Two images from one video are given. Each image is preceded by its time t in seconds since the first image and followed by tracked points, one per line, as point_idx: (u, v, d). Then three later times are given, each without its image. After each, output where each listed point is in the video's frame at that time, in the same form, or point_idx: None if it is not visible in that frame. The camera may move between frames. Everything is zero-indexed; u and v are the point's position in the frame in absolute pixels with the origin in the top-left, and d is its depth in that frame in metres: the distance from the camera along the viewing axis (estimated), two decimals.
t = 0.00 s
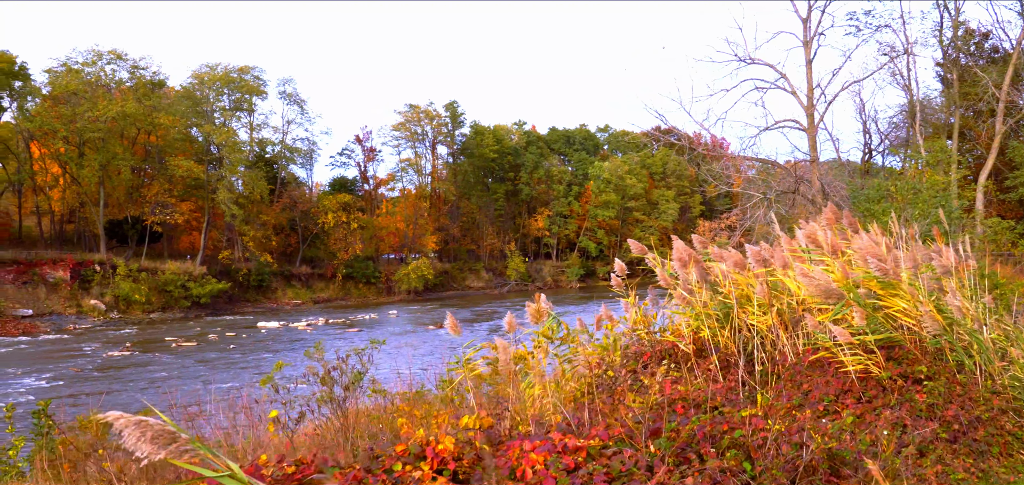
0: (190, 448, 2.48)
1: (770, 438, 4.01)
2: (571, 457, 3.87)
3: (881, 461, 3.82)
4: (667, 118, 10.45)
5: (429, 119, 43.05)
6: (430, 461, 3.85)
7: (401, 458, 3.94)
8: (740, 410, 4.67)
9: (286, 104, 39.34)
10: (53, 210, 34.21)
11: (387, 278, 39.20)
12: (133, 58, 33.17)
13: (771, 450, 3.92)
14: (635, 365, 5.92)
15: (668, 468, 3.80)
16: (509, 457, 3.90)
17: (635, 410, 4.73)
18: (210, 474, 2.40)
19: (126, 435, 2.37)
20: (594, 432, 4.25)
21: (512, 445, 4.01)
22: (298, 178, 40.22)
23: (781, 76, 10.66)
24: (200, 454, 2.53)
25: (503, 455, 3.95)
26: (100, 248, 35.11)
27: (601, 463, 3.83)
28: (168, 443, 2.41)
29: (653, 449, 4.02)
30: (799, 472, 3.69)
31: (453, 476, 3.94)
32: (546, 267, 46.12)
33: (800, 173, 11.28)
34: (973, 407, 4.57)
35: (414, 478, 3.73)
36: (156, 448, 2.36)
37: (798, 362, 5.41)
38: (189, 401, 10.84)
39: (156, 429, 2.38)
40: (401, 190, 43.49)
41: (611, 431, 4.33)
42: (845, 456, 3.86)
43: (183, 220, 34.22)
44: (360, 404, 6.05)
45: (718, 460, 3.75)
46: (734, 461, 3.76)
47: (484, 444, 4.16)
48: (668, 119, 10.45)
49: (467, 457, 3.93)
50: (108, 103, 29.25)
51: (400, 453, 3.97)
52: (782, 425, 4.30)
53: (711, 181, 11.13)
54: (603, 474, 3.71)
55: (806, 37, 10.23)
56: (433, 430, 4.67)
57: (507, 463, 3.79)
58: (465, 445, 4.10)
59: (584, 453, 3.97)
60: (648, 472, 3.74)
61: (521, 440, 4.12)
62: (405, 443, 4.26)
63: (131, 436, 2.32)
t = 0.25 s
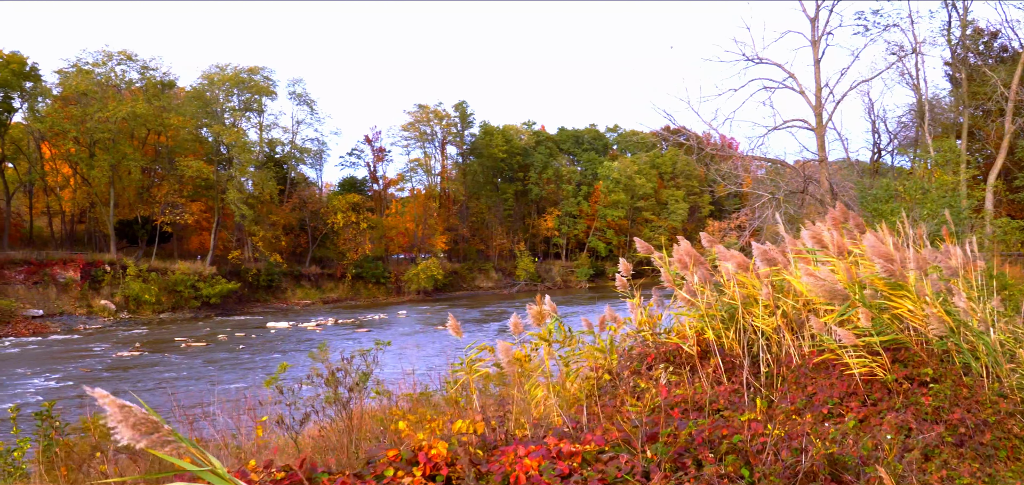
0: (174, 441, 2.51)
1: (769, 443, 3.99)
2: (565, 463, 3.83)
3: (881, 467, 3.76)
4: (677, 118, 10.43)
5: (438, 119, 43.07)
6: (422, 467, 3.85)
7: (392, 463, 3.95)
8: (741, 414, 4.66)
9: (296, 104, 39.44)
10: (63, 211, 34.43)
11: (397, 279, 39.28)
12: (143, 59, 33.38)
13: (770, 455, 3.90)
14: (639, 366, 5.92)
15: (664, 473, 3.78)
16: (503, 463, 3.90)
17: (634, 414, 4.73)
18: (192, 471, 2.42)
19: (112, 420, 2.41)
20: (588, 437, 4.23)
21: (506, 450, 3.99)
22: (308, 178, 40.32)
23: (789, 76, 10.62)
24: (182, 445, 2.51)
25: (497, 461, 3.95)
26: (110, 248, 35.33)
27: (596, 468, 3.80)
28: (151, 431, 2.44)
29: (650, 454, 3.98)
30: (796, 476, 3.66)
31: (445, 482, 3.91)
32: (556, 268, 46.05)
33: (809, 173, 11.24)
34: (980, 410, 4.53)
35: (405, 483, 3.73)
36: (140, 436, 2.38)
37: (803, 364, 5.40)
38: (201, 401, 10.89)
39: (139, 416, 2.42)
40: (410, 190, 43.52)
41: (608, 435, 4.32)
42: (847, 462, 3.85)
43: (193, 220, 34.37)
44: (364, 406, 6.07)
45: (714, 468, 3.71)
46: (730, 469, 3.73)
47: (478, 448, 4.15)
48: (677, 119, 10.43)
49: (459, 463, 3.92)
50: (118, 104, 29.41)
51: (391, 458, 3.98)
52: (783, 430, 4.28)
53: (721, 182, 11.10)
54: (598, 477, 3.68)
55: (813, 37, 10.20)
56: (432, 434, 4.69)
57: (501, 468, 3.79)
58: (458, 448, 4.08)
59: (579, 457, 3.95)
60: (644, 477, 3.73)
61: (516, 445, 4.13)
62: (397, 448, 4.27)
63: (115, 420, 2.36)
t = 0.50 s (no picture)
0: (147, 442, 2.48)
1: (767, 448, 3.98)
2: (558, 469, 3.81)
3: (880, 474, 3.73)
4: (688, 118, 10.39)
5: (449, 119, 43.07)
6: (414, 472, 3.86)
7: (383, 468, 3.96)
8: (741, 419, 4.65)
9: (307, 104, 39.51)
10: (76, 211, 34.64)
11: (408, 279, 39.35)
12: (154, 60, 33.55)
13: (767, 460, 3.89)
14: (644, 368, 5.91)
15: (661, 479, 3.74)
16: (496, 469, 3.89)
17: (632, 417, 4.72)
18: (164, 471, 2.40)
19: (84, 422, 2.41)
20: (583, 442, 4.21)
21: (500, 455, 3.98)
22: (319, 178, 40.39)
23: (800, 74, 10.55)
24: (157, 445, 2.46)
25: (490, 467, 3.94)
26: (122, 248, 35.57)
27: (590, 474, 3.78)
28: (123, 433, 2.42)
29: (645, 459, 3.95)
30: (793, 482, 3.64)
31: None
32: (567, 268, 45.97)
33: (820, 172, 11.17)
34: (987, 413, 4.48)
35: None
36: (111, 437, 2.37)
37: (809, 366, 5.37)
38: (213, 400, 10.94)
39: (110, 416, 2.41)
40: (421, 190, 43.55)
41: (605, 440, 4.30)
42: (847, 467, 3.84)
43: (205, 220, 34.54)
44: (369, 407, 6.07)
45: (709, 474, 3.69)
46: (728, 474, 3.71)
47: (471, 454, 4.16)
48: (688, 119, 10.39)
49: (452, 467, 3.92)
50: (130, 104, 29.58)
51: (383, 463, 4.00)
52: (783, 435, 4.26)
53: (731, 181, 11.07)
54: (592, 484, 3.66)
55: (824, 35, 10.12)
56: (431, 437, 4.70)
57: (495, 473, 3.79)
58: (450, 454, 4.08)
59: (572, 463, 3.91)
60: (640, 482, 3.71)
61: (510, 450, 4.13)
62: (390, 453, 4.29)
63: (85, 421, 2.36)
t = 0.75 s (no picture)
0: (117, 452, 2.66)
1: (765, 453, 4.00)
2: (551, 475, 3.75)
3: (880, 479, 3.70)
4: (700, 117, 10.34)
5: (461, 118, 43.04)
6: (403, 477, 3.87)
7: (374, 474, 3.96)
8: (739, 423, 4.67)
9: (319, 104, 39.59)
10: (89, 211, 34.88)
11: (420, 278, 39.44)
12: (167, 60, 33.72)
13: (765, 467, 3.88)
14: (649, 369, 5.92)
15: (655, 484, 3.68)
16: (488, 474, 3.89)
17: (628, 422, 4.72)
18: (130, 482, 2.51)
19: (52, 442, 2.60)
20: (578, 447, 4.18)
21: (492, 462, 3.95)
22: (331, 178, 40.47)
23: (812, 73, 10.48)
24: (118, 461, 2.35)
25: (485, 472, 3.96)
26: (135, 248, 35.85)
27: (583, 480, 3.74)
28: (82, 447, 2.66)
29: (640, 466, 3.91)
30: None
31: None
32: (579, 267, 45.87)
33: (832, 172, 11.10)
34: (995, 416, 4.40)
35: None
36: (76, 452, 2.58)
37: (816, 368, 5.36)
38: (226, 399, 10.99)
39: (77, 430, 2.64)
40: (433, 190, 43.58)
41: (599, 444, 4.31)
42: (849, 473, 3.83)
43: (217, 220, 34.72)
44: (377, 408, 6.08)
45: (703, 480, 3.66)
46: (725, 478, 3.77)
47: (462, 461, 4.16)
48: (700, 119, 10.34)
49: (444, 473, 3.92)
50: (142, 104, 29.74)
51: (374, 468, 4.01)
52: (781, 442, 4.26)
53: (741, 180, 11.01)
54: None
55: (837, 34, 10.04)
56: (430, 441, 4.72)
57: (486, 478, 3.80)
58: (441, 460, 4.09)
59: (566, 469, 3.86)
60: None
61: (505, 454, 4.12)
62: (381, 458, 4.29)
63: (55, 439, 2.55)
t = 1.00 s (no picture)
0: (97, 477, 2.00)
1: (766, 458, 4.07)
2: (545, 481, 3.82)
3: None
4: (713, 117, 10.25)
5: (473, 118, 43.02)
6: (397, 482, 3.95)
7: (367, 480, 4.05)
8: (740, 428, 4.69)
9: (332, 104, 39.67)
10: (103, 210, 35.14)
11: (432, 278, 39.52)
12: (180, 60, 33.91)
13: (764, 472, 3.96)
14: (656, 371, 5.87)
15: None
16: (484, 480, 3.99)
17: (628, 427, 4.72)
18: None
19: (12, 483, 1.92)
20: (575, 453, 4.20)
21: (487, 469, 4.06)
22: (344, 178, 40.55)
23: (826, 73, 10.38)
24: None
25: (479, 479, 4.02)
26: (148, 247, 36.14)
27: None
28: None
29: (638, 473, 3.92)
30: None
31: None
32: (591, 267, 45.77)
33: (846, 171, 11.00)
34: (1007, 421, 4.28)
35: None
36: None
37: (825, 371, 5.28)
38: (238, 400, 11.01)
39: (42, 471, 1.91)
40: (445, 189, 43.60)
41: (596, 452, 4.35)
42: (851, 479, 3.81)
43: (230, 219, 34.90)
44: (382, 410, 6.06)
45: None
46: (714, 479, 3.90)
47: (460, 466, 4.28)
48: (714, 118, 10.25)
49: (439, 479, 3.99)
50: (156, 105, 29.94)
51: (366, 475, 4.05)
52: (781, 449, 4.26)
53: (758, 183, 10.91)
54: None
55: (852, 32, 9.92)
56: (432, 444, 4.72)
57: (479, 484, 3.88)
58: (437, 462, 4.18)
59: (562, 474, 3.93)
60: None
61: (501, 462, 4.17)
62: (375, 464, 4.35)
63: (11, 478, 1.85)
